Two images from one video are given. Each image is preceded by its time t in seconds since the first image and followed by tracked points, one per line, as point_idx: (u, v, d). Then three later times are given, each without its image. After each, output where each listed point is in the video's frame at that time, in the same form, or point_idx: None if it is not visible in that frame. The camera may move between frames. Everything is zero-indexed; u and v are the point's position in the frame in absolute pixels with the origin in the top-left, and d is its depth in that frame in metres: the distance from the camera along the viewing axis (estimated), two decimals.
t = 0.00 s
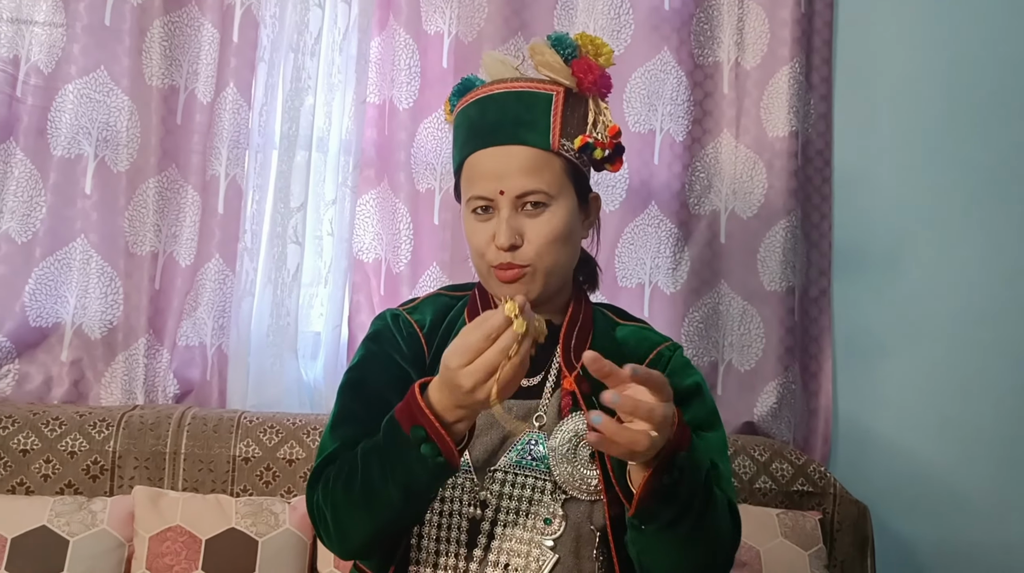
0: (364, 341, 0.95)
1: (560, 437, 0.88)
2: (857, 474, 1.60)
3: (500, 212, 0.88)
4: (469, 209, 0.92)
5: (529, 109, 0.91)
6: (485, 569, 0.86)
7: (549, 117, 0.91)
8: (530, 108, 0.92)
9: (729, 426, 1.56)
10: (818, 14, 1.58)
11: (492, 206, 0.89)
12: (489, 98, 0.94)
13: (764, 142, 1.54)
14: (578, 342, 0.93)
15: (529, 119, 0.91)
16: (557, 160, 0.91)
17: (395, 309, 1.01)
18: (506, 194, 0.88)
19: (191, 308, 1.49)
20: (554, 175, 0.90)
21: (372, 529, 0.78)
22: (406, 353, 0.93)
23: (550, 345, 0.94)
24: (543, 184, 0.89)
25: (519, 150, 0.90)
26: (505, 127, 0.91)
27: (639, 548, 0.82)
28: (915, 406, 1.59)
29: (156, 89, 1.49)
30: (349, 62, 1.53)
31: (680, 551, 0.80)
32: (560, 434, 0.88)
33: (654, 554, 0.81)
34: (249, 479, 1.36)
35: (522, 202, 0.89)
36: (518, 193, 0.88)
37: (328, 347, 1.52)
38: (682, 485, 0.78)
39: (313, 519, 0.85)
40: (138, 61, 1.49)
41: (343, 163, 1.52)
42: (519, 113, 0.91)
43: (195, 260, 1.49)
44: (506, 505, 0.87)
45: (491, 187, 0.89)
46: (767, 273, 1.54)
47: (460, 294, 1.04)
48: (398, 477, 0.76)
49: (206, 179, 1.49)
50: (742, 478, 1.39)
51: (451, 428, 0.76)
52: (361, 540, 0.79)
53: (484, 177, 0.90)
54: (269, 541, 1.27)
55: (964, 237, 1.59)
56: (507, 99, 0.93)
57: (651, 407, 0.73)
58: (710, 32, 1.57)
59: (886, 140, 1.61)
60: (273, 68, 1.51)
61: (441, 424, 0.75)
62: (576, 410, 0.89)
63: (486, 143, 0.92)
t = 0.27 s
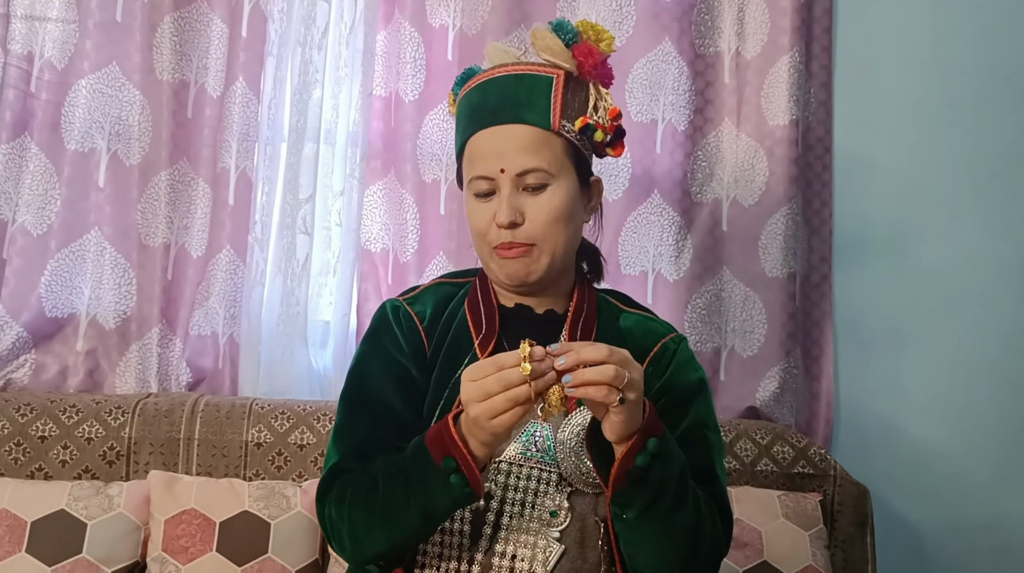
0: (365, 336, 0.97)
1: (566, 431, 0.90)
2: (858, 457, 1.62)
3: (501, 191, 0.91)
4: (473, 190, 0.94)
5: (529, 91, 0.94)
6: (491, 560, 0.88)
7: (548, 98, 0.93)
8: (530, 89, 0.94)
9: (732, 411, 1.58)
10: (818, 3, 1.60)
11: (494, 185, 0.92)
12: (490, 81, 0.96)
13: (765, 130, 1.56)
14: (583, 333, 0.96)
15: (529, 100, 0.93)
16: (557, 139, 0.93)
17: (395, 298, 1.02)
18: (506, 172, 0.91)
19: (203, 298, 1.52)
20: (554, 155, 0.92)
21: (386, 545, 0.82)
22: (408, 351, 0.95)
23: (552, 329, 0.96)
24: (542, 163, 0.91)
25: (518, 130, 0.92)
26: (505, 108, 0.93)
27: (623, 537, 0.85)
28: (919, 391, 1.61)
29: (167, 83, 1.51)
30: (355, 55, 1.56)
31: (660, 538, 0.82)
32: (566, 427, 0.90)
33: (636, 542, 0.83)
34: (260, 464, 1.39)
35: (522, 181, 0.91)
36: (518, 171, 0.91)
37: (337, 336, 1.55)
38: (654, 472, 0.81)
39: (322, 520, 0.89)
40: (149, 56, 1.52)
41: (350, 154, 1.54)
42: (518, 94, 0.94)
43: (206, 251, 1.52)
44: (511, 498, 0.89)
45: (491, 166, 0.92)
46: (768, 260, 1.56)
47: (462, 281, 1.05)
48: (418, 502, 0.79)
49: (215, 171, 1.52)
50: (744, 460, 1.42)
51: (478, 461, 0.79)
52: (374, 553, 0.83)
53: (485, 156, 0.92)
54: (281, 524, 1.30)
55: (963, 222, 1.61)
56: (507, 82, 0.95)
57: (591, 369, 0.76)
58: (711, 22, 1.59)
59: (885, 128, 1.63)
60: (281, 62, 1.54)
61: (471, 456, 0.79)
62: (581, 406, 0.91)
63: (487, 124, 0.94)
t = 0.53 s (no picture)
0: (365, 338, 1.00)
1: (565, 434, 0.91)
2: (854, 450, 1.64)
3: (494, 187, 0.94)
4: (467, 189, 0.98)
5: (518, 87, 0.96)
6: (490, 560, 0.90)
7: (537, 93, 0.96)
8: (519, 85, 0.96)
9: (729, 405, 1.61)
10: (812, 3, 1.63)
11: (487, 182, 0.95)
12: (480, 80, 0.99)
13: (761, 128, 1.59)
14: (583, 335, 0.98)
15: (519, 96, 0.96)
16: (549, 132, 0.96)
17: (394, 298, 1.04)
18: (499, 167, 0.94)
19: (209, 296, 1.55)
20: (545, 147, 0.95)
21: (381, 547, 0.85)
22: (407, 351, 0.98)
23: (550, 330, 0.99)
24: (535, 155, 0.94)
25: (510, 126, 0.95)
26: (496, 105, 0.96)
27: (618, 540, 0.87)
28: (916, 385, 1.64)
29: (174, 86, 1.55)
30: (358, 57, 1.59)
31: (655, 540, 0.85)
32: (565, 431, 0.91)
33: (634, 546, 0.86)
34: (267, 457, 1.42)
35: (515, 175, 0.94)
36: (509, 164, 0.94)
37: (342, 333, 1.59)
38: (648, 477, 0.84)
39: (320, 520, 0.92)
40: (156, 59, 1.55)
41: (353, 155, 1.58)
42: (508, 91, 0.96)
43: (212, 250, 1.55)
44: (511, 499, 0.91)
45: (484, 163, 0.95)
46: (764, 256, 1.59)
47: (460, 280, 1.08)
48: (413, 505, 0.83)
49: (221, 172, 1.55)
50: (740, 452, 1.45)
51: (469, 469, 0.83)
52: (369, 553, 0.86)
53: (478, 154, 0.95)
54: (288, 516, 1.33)
55: (955, 218, 1.64)
56: (496, 79, 0.97)
57: (584, 369, 0.80)
58: (708, 22, 1.62)
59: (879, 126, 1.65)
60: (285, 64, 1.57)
61: (461, 462, 0.82)
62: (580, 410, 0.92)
63: (479, 121, 0.97)
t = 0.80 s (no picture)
0: (379, 339, 1.02)
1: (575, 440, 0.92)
2: (857, 443, 1.67)
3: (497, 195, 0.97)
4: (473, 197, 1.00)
5: (518, 92, 0.98)
6: (502, 559, 0.92)
7: (537, 97, 0.98)
8: (520, 90, 0.98)
9: (734, 400, 1.63)
10: (814, 3, 1.64)
11: (490, 191, 0.97)
12: (483, 87, 1.01)
13: (763, 127, 1.61)
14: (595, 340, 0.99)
15: (519, 100, 0.98)
16: (550, 137, 0.98)
17: (405, 298, 1.06)
18: (500, 175, 0.96)
19: (222, 294, 1.58)
20: (546, 154, 0.97)
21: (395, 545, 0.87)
22: (421, 352, 1.00)
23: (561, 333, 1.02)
24: (536, 163, 0.96)
25: (510, 133, 0.97)
26: (498, 112, 0.98)
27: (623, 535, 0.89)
28: (920, 379, 1.66)
29: (185, 89, 1.57)
30: (365, 59, 1.62)
31: (659, 534, 0.87)
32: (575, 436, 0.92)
33: (637, 539, 0.88)
34: (280, 452, 1.45)
35: (517, 183, 0.96)
36: (511, 173, 0.96)
37: (352, 331, 1.62)
38: (650, 472, 0.85)
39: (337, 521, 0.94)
40: (167, 62, 1.57)
41: (362, 155, 1.60)
42: (509, 97, 0.98)
43: (224, 249, 1.58)
44: (523, 501, 0.92)
45: (487, 171, 0.97)
46: (768, 253, 1.61)
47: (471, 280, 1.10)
48: (424, 505, 0.85)
49: (233, 173, 1.58)
50: (744, 446, 1.47)
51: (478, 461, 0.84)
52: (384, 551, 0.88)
53: (480, 162, 0.98)
54: (300, 509, 1.36)
55: (957, 215, 1.65)
56: (498, 84, 1.00)
57: (593, 368, 0.82)
58: (710, 23, 1.64)
59: (881, 124, 1.67)
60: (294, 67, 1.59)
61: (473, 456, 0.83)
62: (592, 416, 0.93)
63: (481, 128, 0.99)
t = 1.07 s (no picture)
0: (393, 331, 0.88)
1: (581, 435, 0.85)
2: (862, 437, 1.69)
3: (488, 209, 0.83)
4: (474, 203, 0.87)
5: (516, 99, 0.83)
6: (512, 558, 0.84)
7: (536, 105, 0.82)
8: (517, 96, 0.83)
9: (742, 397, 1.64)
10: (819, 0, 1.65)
11: (482, 203, 0.84)
12: (485, 92, 0.87)
13: (769, 124, 1.61)
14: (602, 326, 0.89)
15: (514, 108, 0.82)
16: (543, 153, 0.81)
17: (420, 289, 0.92)
18: (492, 189, 0.82)
19: (233, 294, 1.59)
20: (539, 168, 0.81)
21: (424, 504, 0.73)
22: (445, 343, 0.86)
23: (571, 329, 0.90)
24: (525, 177, 0.81)
25: (503, 143, 0.82)
26: (492, 119, 0.84)
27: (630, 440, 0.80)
28: (924, 373, 1.67)
29: (196, 90, 1.59)
30: (374, 60, 1.63)
31: (666, 433, 0.76)
32: (581, 431, 0.85)
33: (639, 435, 0.78)
34: (291, 449, 1.47)
35: (507, 196, 0.82)
36: (502, 186, 0.81)
37: (363, 329, 1.64)
38: (659, 350, 0.79)
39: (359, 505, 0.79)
40: (178, 64, 1.59)
41: (371, 155, 1.62)
42: (505, 104, 0.83)
43: (235, 249, 1.60)
44: (531, 495, 0.85)
45: (478, 183, 0.83)
46: (774, 250, 1.61)
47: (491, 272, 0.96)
48: (456, 442, 0.73)
49: (243, 173, 1.59)
50: (752, 442, 1.48)
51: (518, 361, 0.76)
52: (414, 517, 0.74)
53: (476, 172, 0.84)
54: (311, 505, 1.38)
55: (963, 211, 1.66)
56: (498, 91, 0.85)
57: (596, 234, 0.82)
58: (716, 22, 1.65)
59: (886, 121, 1.68)
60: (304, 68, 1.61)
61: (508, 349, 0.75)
62: (599, 406, 0.87)
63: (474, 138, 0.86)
